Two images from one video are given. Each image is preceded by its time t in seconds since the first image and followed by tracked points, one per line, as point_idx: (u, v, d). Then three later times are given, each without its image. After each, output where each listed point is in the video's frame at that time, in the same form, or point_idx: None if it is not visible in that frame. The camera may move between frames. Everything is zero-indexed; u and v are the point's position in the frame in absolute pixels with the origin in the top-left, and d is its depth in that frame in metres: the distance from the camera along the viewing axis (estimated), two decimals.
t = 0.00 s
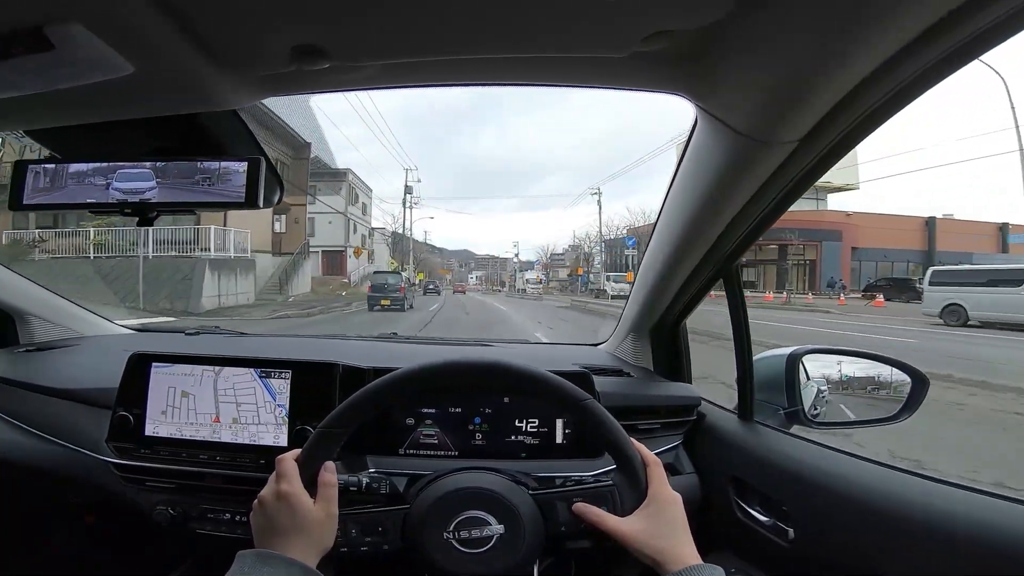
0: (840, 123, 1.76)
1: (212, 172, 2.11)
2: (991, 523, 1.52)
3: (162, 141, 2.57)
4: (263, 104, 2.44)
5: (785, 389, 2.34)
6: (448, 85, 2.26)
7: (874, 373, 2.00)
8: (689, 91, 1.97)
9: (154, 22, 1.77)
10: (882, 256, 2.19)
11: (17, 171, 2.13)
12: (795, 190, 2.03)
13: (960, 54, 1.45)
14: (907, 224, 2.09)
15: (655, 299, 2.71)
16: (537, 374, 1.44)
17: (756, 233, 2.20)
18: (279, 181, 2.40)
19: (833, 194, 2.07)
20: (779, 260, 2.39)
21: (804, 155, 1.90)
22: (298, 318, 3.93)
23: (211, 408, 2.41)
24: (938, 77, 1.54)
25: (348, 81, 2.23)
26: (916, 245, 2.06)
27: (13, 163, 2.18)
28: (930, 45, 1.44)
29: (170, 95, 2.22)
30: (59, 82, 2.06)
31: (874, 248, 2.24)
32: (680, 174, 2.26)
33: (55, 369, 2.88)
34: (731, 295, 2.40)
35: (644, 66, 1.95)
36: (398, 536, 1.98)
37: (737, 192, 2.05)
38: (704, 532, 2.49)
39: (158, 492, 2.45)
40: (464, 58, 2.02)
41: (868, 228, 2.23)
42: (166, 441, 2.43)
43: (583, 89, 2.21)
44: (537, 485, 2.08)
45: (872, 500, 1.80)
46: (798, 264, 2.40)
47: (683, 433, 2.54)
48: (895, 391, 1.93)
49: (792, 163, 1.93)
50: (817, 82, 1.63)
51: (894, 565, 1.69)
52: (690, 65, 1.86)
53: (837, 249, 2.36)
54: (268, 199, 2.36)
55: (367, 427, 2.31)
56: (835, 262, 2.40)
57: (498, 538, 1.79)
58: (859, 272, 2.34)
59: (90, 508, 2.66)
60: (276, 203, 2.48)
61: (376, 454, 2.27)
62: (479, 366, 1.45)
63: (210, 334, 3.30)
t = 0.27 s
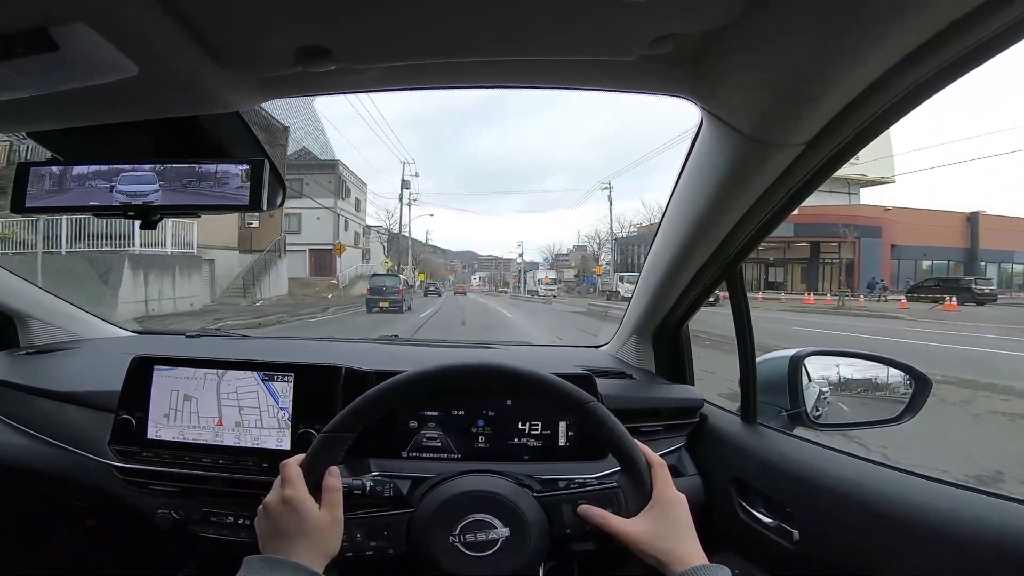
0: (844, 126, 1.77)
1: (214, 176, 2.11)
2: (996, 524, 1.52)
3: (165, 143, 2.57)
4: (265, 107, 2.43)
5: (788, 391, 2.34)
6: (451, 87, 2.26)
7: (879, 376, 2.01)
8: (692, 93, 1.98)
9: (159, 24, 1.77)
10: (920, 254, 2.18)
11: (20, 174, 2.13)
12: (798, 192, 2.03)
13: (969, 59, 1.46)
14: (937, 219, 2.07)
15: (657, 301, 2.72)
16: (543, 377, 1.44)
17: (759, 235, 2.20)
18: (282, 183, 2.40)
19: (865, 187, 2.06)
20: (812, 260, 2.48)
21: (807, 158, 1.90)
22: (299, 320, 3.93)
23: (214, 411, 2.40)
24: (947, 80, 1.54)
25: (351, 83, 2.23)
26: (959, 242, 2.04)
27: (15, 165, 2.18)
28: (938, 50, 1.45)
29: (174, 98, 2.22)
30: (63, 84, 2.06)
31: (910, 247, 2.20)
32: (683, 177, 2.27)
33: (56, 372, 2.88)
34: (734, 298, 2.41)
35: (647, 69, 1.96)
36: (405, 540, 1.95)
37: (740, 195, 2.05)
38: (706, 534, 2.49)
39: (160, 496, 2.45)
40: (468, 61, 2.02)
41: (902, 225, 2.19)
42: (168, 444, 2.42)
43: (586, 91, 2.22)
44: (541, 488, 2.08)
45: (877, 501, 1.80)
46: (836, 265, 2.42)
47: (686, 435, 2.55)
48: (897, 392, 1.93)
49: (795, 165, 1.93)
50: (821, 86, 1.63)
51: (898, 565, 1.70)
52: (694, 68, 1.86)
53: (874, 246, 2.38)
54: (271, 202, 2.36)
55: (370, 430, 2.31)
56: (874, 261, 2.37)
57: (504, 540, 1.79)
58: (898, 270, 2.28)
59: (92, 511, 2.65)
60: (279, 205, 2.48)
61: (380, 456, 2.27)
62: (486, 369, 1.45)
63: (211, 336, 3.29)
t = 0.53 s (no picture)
0: (842, 124, 1.77)
1: (216, 175, 2.12)
2: (995, 522, 1.52)
3: (167, 144, 2.58)
4: (266, 107, 2.45)
5: (788, 389, 2.33)
6: (451, 87, 2.27)
7: (881, 375, 2.02)
8: (690, 92, 1.98)
9: (160, 25, 1.78)
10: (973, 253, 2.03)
11: (23, 174, 2.15)
12: (797, 190, 2.03)
13: (964, 53, 1.45)
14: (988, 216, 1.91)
15: (657, 300, 2.72)
16: (539, 374, 1.45)
17: (758, 234, 2.20)
18: (283, 183, 2.42)
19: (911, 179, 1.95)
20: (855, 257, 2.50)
21: (805, 156, 1.90)
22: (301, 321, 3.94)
23: (216, 410, 2.42)
24: (943, 75, 1.54)
25: (351, 84, 2.24)
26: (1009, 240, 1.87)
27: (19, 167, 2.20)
28: (933, 46, 1.45)
29: (175, 98, 2.23)
30: (65, 85, 2.07)
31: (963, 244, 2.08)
32: (683, 175, 2.27)
33: (60, 372, 2.90)
34: (734, 296, 2.40)
35: (646, 68, 1.96)
36: (404, 539, 1.98)
37: (739, 193, 2.06)
38: (707, 533, 2.50)
39: (163, 494, 2.47)
40: (466, 61, 2.03)
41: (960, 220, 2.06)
42: (170, 443, 2.44)
43: (585, 91, 2.22)
44: (540, 484, 2.08)
45: (876, 499, 1.80)
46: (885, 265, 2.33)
47: (686, 434, 2.55)
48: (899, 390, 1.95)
49: (794, 164, 1.93)
50: (817, 83, 1.64)
51: (897, 564, 1.70)
52: (693, 66, 1.87)
53: (927, 243, 2.20)
54: (272, 202, 2.37)
55: (371, 428, 2.32)
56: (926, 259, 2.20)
57: (503, 538, 1.80)
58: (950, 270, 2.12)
59: (95, 510, 2.67)
60: (280, 205, 2.49)
61: (380, 455, 2.28)
62: (483, 367, 1.45)
63: (213, 336, 3.30)
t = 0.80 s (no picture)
0: (834, 123, 1.78)
1: (208, 176, 2.11)
2: (985, 518, 1.53)
3: (158, 143, 2.56)
4: (258, 107, 2.44)
5: (779, 387, 2.34)
6: (444, 87, 2.26)
7: (871, 373, 2.02)
8: (684, 92, 1.99)
9: (151, 25, 1.77)
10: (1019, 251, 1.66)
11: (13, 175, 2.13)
12: (790, 189, 2.04)
13: (956, 49, 1.45)
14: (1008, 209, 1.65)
15: (650, 299, 2.73)
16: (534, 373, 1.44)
17: (751, 232, 2.21)
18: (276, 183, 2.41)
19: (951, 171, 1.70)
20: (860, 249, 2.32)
21: (797, 155, 1.91)
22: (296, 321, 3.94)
23: (208, 411, 2.40)
24: (934, 71, 1.54)
25: (344, 83, 2.23)
26: None
27: (8, 166, 2.18)
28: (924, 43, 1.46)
29: (166, 98, 2.22)
30: (55, 84, 2.05)
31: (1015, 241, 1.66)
32: (676, 175, 2.28)
33: (51, 373, 2.87)
34: (727, 295, 2.41)
35: (641, 68, 1.96)
36: (399, 540, 1.97)
37: (732, 193, 2.07)
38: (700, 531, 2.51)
39: (156, 496, 2.46)
40: (460, 60, 2.02)
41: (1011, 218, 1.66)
42: (163, 444, 2.42)
43: (580, 90, 2.22)
44: (533, 483, 2.08)
45: (869, 497, 1.81)
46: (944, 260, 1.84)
47: (680, 432, 2.56)
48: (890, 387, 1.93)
49: (786, 163, 1.94)
50: (810, 82, 1.64)
51: (889, 560, 1.71)
52: (686, 66, 1.87)
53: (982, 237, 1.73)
54: (264, 201, 2.36)
55: (364, 428, 2.32)
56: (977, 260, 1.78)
57: (498, 537, 1.80)
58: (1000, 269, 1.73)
59: (88, 512, 2.65)
60: (273, 205, 2.48)
61: (374, 455, 2.27)
62: (477, 366, 1.45)
63: (205, 337, 3.29)
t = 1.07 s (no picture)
0: (841, 128, 1.78)
1: (214, 176, 2.10)
2: (994, 520, 1.53)
3: (163, 144, 2.56)
4: (263, 107, 2.43)
5: (784, 389, 2.35)
6: (451, 87, 2.26)
7: (875, 375, 2.01)
8: (691, 94, 1.99)
9: (159, 23, 1.76)
10: None
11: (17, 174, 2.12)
12: (796, 192, 2.04)
13: (964, 58, 1.47)
14: None
15: (654, 301, 2.73)
16: (542, 375, 1.44)
17: (757, 234, 2.21)
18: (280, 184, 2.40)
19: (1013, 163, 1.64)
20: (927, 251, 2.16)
21: (804, 159, 1.91)
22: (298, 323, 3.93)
23: (211, 413, 2.39)
24: (942, 80, 1.55)
25: (350, 83, 2.23)
26: None
27: (12, 166, 2.17)
28: (932, 50, 1.47)
29: (171, 98, 2.22)
30: (60, 84, 2.05)
31: None
32: (683, 176, 2.28)
33: (53, 374, 2.86)
34: (731, 297, 2.41)
35: (648, 69, 1.96)
36: (405, 543, 1.96)
37: (738, 195, 2.07)
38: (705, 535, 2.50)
39: (158, 497, 2.44)
40: (467, 61, 2.02)
41: None
42: (166, 445, 2.41)
43: (587, 91, 2.22)
44: (539, 485, 2.06)
45: (875, 499, 1.81)
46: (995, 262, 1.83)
47: (684, 434, 2.56)
48: (894, 391, 1.92)
49: (792, 166, 1.95)
50: (818, 86, 1.65)
51: (897, 562, 1.71)
52: (693, 69, 1.87)
53: None
54: (269, 202, 2.36)
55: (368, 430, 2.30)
56: None
57: (505, 539, 1.80)
58: None
59: (90, 513, 2.63)
60: (277, 205, 2.48)
61: (379, 457, 2.26)
62: (487, 368, 1.44)
63: (207, 338, 3.28)
